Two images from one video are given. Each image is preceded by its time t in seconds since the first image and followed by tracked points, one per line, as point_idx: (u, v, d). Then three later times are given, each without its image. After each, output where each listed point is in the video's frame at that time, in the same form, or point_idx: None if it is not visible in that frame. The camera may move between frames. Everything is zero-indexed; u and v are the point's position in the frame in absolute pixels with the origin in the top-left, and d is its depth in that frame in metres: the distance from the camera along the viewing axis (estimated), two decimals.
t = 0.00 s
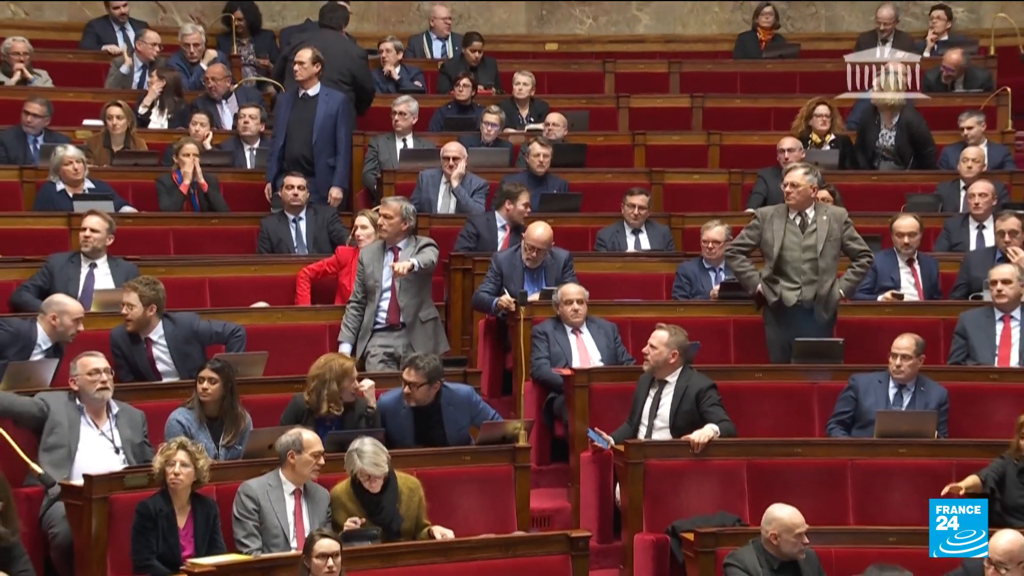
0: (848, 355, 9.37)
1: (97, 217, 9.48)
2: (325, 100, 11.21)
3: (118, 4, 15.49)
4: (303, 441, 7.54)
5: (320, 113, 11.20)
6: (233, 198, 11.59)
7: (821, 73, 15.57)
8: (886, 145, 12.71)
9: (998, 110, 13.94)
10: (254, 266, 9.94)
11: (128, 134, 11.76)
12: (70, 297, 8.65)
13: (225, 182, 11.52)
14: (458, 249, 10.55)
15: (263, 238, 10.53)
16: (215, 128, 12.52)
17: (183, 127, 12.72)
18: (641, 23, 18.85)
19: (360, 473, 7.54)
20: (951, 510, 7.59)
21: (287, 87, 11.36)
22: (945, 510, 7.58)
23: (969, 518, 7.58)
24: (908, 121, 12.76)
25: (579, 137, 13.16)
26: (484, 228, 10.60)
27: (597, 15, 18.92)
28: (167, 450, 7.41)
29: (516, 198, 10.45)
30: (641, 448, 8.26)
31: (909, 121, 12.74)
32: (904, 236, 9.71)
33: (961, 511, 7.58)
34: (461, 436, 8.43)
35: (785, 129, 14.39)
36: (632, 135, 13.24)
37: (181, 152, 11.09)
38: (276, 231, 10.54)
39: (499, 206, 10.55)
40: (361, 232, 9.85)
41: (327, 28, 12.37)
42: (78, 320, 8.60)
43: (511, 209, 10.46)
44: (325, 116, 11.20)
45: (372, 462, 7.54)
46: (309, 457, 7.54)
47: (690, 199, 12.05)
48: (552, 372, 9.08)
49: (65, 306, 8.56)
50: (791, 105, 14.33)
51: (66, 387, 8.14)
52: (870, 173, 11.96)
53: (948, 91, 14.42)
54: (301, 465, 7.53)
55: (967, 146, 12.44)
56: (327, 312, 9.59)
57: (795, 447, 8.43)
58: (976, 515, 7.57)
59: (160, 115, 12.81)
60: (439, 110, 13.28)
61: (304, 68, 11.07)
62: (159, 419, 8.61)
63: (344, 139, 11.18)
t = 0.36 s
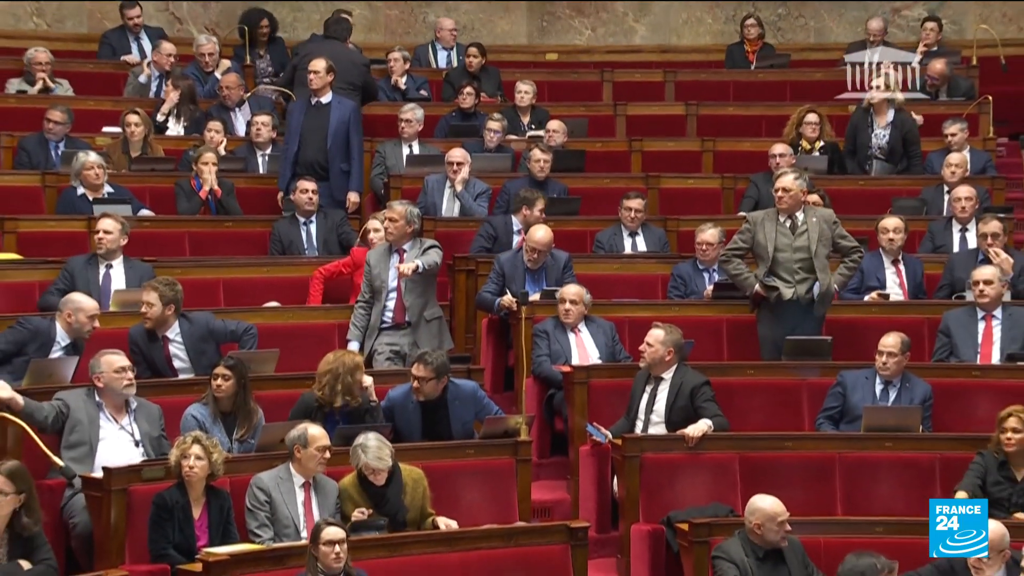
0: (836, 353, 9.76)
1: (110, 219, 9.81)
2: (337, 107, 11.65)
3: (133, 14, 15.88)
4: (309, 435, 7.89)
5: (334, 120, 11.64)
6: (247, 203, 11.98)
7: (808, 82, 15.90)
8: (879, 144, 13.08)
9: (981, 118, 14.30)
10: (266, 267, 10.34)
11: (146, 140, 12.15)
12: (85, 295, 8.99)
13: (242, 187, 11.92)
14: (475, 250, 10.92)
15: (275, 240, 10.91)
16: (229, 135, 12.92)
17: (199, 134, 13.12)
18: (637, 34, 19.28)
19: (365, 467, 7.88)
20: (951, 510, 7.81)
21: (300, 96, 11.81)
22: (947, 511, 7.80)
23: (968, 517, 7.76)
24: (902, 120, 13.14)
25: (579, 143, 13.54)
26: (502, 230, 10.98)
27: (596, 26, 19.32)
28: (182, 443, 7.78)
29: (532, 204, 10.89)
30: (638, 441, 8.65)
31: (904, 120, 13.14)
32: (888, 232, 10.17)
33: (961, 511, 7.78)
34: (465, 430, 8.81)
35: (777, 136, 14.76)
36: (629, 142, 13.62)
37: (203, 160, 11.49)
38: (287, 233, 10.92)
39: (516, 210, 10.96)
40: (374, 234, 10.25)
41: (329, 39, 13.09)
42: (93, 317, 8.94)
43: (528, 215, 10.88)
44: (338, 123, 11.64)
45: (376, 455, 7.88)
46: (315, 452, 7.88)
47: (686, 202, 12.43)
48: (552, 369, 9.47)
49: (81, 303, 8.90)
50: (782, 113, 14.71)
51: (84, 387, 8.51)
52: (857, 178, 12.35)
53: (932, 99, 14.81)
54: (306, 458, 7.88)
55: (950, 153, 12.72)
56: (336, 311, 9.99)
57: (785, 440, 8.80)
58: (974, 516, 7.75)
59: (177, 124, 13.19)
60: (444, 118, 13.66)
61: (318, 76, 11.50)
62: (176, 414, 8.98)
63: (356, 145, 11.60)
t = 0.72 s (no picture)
0: (828, 351, 10.14)
1: (122, 223, 10.13)
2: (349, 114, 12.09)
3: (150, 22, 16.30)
4: (320, 431, 8.22)
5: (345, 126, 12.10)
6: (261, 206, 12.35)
7: (801, 89, 16.20)
8: (870, 147, 13.51)
9: (966, 124, 14.69)
10: (279, 268, 10.72)
11: (164, 146, 12.54)
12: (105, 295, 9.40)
13: (256, 192, 12.31)
14: (487, 250, 11.28)
15: (288, 242, 11.29)
16: (243, 140, 13.32)
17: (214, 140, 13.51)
18: (636, 44, 19.67)
19: (374, 461, 8.25)
20: (952, 508, 7.79)
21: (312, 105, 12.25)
22: (945, 508, 7.83)
23: (971, 517, 7.74)
24: (892, 125, 13.53)
25: (579, 149, 13.92)
26: (515, 233, 11.34)
27: (597, 36, 19.70)
28: (197, 437, 8.12)
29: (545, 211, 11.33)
30: (638, 436, 9.00)
31: (895, 124, 13.53)
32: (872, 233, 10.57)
33: (963, 508, 7.74)
34: (470, 425, 9.17)
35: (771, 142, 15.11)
36: (628, 148, 14.00)
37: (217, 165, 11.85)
38: (299, 235, 11.29)
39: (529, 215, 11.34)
40: (383, 231, 10.61)
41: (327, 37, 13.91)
42: (105, 314, 9.31)
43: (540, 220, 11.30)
44: (350, 131, 12.05)
45: (384, 451, 8.25)
46: (326, 447, 8.22)
47: (683, 205, 12.80)
48: (554, 366, 9.83)
49: (96, 300, 9.30)
50: (776, 119, 15.09)
51: (104, 383, 8.83)
52: (849, 182, 12.70)
53: (920, 105, 15.20)
54: (317, 453, 8.21)
55: (937, 157, 13.07)
56: (347, 311, 10.37)
57: (778, 435, 9.15)
58: (978, 514, 7.72)
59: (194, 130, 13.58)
60: (449, 124, 14.02)
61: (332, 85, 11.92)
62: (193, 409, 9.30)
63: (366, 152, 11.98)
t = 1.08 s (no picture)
0: (825, 349, 10.48)
1: (133, 227, 10.44)
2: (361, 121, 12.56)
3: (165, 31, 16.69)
4: (334, 427, 8.55)
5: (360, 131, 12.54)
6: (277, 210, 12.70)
7: (800, 96, 16.54)
8: (866, 151, 13.83)
9: (958, 130, 15.03)
10: (295, 269, 11.09)
11: (184, 152, 12.91)
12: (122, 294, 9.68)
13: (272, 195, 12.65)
14: (499, 249, 11.62)
15: (304, 244, 11.64)
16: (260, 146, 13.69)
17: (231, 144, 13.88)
18: (640, 52, 20.02)
19: (385, 456, 8.57)
20: (951, 508, 7.86)
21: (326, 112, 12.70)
22: (946, 509, 7.87)
23: (970, 518, 7.84)
24: (887, 130, 13.86)
25: (584, 153, 14.28)
26: (527, 236, 11.66)
27: (601, 45, 20.05)
28: (215, 433, 8.44)
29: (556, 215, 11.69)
30: (641, 432, 9.32)
31: (890, 129, 13.86)
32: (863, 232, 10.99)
33: (962, 508, 7.84)
34: (479, 420, 9.51)
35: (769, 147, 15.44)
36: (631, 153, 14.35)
37: (231, 171, 12.12)
38: (313, 237, 11.65)
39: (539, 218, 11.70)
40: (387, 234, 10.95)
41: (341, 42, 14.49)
42: (117, 310, 9.58)
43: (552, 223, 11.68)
44: (365, 135, 12.52)
45: (395, 445, 8.57)
46: (341, 442, 8.56)
47: (685, 208, 13.13)
48: (560, 364, 10.18)
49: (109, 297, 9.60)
50: (775, 125, 15.43)
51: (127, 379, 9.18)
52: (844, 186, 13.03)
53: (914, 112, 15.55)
54: (332, 448, 8.55)
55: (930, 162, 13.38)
56: (361, 311, 10.72)
57: (777, 431, 9.47)
58: (977, 514, 7.82)
59: (211, 136, 13.96)
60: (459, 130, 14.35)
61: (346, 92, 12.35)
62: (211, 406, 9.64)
63: (379, 156, 12.46)
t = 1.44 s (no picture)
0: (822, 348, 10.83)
1: (156, 231, 10.82)
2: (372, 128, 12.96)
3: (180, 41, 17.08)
4: (349, 423, 8.87)
5: (374, 137, 12.96)
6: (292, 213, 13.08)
7: (799, 103, 16.90)
8: (863, 155, 14.18)
9: (951, 136, 15.39)
10: (310, 271, 11.46)
11: (202, 157, 13.29)
12: (132, 292, 10.01)
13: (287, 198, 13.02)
14: (505, 251, 11.98)
15: (319, 245, 12.00)
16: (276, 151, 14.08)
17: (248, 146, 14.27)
18: (643, 61, 20.38)
19: (398, 450, 8.90)
20: (952, 509, 8.06)
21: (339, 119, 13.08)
22: (948, 510, 8.06)
23: (971, 520, 8.05)
24: (882, 136, 14.21)
25: (589, 159, 14.65)
26: (531, 238, 12.04)
27: (606, 53, 20.42)
28: (234, 428, 8.79)
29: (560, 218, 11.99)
30: (644, 428, 9.66)
31: (885, 135, 14.21)
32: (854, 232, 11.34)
33: (961, 510, 8.05)
34: (488, 415, 9.88)
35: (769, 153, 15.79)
36: (635, 158, 14.71)
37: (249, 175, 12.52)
38: (327, 240, 12.01)
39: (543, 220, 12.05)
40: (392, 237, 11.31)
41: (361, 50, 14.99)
42: (127, 305, 9.90)
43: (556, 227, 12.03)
44: (379, 139, 12.96)
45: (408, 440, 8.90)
46: (355, 438, 8.89)
47: (687, 211, 13.49)
48: (565, 361, 10.52)
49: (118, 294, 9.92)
50: (774, 131, 15.78)
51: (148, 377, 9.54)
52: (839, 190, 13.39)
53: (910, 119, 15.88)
54: (348, 443, 8.87)
55: (924, 167, 13.72)
56: (374, 310, 11.09)
57: (775, 426, 9.81)
58: (978, 516, 8.03)
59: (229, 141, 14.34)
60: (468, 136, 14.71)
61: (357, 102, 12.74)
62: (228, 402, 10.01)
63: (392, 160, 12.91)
